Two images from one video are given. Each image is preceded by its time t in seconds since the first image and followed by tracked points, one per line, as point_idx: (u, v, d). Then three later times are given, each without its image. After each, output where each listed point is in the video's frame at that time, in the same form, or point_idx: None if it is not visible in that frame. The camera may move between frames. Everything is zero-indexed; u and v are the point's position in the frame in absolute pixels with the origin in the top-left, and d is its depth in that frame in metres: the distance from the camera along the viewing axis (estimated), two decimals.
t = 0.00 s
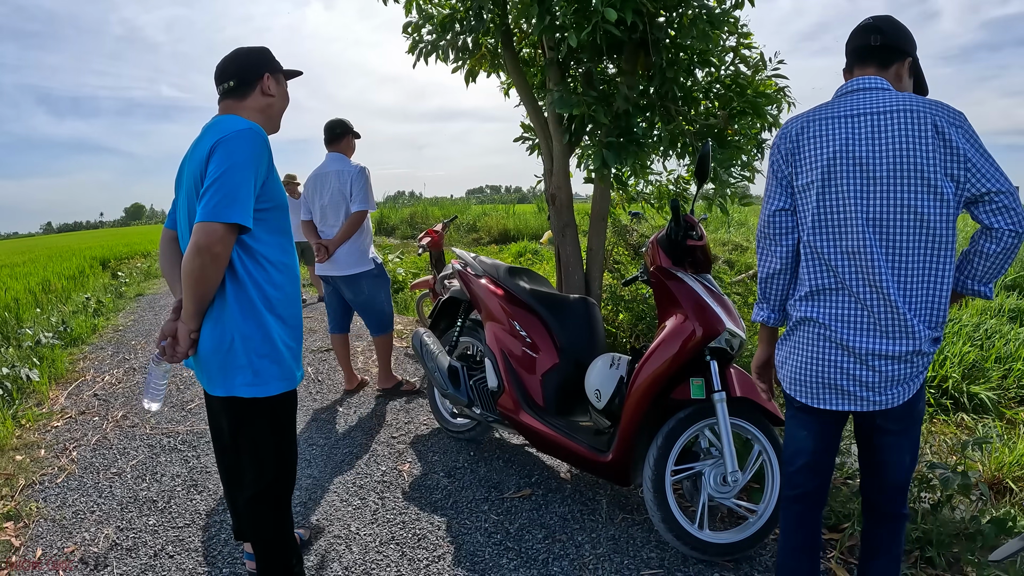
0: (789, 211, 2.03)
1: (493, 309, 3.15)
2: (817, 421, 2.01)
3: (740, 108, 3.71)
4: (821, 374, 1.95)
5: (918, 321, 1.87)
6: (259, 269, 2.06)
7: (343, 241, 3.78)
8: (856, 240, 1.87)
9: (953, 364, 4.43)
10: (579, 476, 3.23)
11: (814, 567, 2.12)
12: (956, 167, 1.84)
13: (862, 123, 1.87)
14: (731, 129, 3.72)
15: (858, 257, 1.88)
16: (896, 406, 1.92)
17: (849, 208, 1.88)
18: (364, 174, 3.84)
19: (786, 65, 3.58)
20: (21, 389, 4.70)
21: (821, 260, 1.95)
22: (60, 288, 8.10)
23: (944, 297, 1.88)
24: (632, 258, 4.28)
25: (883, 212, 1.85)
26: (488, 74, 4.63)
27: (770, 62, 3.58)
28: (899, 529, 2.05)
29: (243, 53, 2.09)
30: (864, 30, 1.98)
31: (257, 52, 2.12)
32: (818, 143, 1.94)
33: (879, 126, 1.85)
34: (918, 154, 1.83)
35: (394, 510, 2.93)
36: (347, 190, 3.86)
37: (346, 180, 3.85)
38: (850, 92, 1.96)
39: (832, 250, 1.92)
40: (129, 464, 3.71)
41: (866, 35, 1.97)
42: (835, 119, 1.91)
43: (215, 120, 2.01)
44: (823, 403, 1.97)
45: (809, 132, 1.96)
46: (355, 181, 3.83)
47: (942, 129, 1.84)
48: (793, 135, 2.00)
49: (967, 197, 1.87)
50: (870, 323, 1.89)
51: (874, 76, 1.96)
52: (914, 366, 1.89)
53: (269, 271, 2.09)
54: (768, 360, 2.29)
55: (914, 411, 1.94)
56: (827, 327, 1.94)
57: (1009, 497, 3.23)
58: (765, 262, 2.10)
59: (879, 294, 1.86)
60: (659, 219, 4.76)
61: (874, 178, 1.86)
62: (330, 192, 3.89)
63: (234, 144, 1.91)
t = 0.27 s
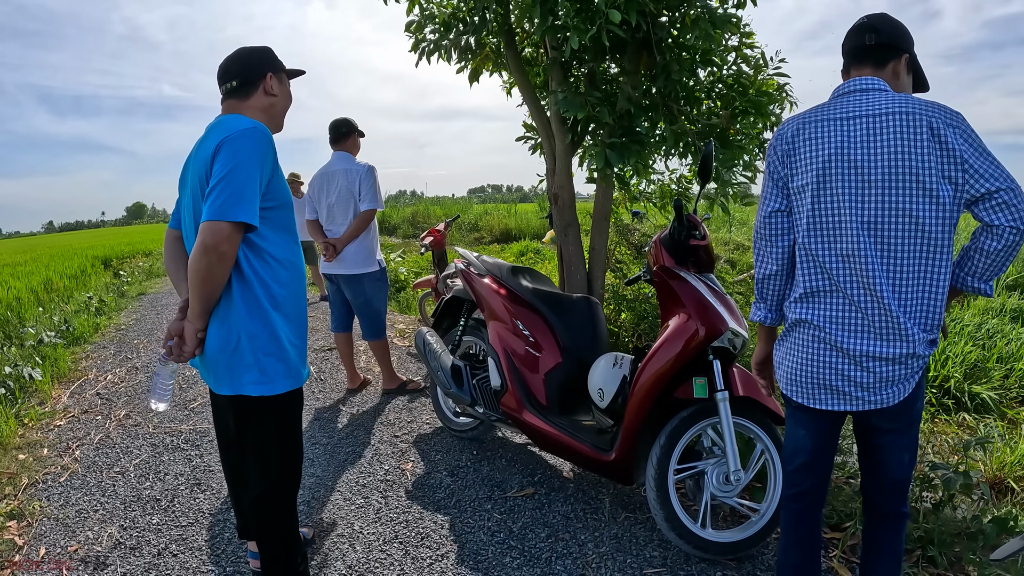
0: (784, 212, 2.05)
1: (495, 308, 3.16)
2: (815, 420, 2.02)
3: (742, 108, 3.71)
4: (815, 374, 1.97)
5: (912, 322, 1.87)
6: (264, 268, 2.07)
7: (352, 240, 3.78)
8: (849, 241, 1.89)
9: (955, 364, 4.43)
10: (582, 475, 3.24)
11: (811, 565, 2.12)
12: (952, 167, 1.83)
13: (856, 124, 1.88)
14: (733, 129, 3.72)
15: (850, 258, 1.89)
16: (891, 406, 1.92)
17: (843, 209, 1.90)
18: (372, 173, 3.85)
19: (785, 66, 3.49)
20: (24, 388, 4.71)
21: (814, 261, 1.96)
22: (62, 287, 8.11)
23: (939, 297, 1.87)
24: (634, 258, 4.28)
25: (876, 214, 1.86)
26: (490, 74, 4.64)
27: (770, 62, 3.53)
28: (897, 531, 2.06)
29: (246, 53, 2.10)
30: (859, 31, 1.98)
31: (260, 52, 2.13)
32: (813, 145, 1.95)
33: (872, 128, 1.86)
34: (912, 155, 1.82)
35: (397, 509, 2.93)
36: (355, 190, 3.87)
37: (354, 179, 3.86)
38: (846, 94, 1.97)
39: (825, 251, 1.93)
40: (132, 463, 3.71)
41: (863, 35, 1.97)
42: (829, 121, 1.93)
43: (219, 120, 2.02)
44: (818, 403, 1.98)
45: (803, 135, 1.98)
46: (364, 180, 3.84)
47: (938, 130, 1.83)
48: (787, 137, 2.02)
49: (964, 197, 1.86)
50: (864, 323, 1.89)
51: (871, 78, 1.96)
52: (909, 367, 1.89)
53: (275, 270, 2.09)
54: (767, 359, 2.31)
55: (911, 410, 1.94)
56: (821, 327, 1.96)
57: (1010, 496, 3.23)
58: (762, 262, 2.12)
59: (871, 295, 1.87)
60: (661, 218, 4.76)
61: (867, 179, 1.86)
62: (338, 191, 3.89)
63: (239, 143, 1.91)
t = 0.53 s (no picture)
0: (787, 217, 2.05)
1: (499, 307, 3.16)
2: (820, 418, 2.02)
3: (745, 108, 3.71)
4: (823, 375, 1.97)
5: (917, 321, 1.87)
6: (271, 266, 2.07)
7: (357, 239, 3.80)
8: (853, 243, 1.89)
9: (957, 364, 4.43)
10: (585, 475, 3.24)
11: (814, 563, 2.12)
12: (952, 166, 1.83)
13: (857, 127, 1.89)
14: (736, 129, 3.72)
15: (855, 259, 1.89)
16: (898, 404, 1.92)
17: (845, 212, 1.90)
18: (377, 172, 3.85)
19: (788, 65, 3.47)
20: (26, 388, 4.71)
21: (818, 264, 1.96)
22: (63, 287, 8.10)
23: (944, 295, 1.87)
24: (637, 257, 4.29)
25: (880, 215, 1.86)
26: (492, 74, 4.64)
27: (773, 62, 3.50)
28: (900, 531, 2.07)
29: (253, 52, 2.10)
30: (856, 31, 1.98)
31: (267, 51, 2.13)
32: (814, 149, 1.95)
33: (873, 130, 1.86)
34: (913, 156, 1.83)
35: (401, 508, 2.94)
36: (361, 189, 3.88)
37: (360, 178, 3.86)
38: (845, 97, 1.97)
39: (829, 254, 1.94)
40: (136, 463, 3.71)
41: (859, 36, 1.98)
42: (830, 125, 1.93)
43: (226, 119, 2.02)
44: (826, 403, 1.98)
45: (804, 139, 1.98)
46: (370, 179, 3.85)
47: (938, 129, 1.83)
48: (788, 142, 2.02)
49: (966, 195, 1.86)
50: (869, 324, 1.90)
51: (868, 79, 1.96)
52: (915, 366, 1.89)
53: (281, 269, 2.09)
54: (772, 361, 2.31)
55: (916, 409, 1.94)
56: (826, 329, 1.96)
57: (1013, 496, 3.23)
58: (767, 267, 2.12)
59: (877, 296, 1.87)
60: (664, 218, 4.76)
61: (869, 181, 1.87)
62: (344, 191, 3.89)
63: (247, 141, 1.91)
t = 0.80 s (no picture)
0: (797, 218, 2.03)
1: (502, 306, 3.15)
2: (835, 417, 2.00)
3: (747, 108, 3.71)
4: (837, 374, 1.96)
5: (930, 318, 1.87)
6: (275, 264, 2.06)
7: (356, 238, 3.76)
8: (866, 242, 1.88)
9: (959, 364, 4.43)
10: (588, 475, 3.23)
11: (822, 561, 2.12)
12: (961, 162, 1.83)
13: (866, 127, 1.88)
14: (738, 129, 3.72)
15: (868, 258, 1.88)
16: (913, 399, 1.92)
17: (857, 211, 1.89)
18: (377, 172, 3.84)
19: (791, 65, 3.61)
20: (28, 388, 4.70)
21: (831, 264, 1.95)
22: (64, 287, 8.10)
23: (956, 291, 1.87)
24: (639, 257, 4.29)
25: (892, 214, 1.85)
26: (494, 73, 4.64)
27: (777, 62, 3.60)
28: (912, 521, 2.07)
29: (259, 50, 2.09)
30: (858, 31, 1.97)
31: (273, 49, 2.12)
32: (823, 150, 1.93)
33: (882, 129, 1.86)
34: (923, 154, 1.82)
35: (404, 508, 2.93)
36: (359, 188, 3.86)
37: (359, 178, 3.85)
38: (850, 98, 1.96)
39: (841, 254, 1.92)
40: (137, 462, 3.70)
41: (861, 36, 1.97)
42: (838, 126, 1.92)
43: (230, 116, 2.01)
44: (841, 401, 1.97)
45: (812, 140, 1.96)
46: (369, 179, 3.83)
47: (946, 126, 1.83)
48: (796, 143, 2.00)
49: (975, 190, 1.86)
50: (883, 322, 1.89)
51: (872, 78, 1.96)
52: (929, 361, 1.89)
53: (286, 267, 2.09)
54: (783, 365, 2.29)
55: (929, 404, 1.94)
56: (840, 329, 1.95)
57: (1016, 496, 3.23)
58: (777, 269, 2.10)
59: (891, 294, 1.86)
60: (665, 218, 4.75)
61: (879, 180, 1.86)
62: (343, 190, 3.89)
63: (253, 138, 1.90)
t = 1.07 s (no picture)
0: (809, 218, 2.01)
1: (502, 308, 3.15)
2: (844, 416, 1.99)
3: (748, 109, 3.70)
4: (849, 375, 1.94)
5: (942, 317, 1.86)
6: (273, 266, 2.05)
7: (350, 240, 3.73)
8: (881, 241, 1.87)
9: (960, 365, 4.41)
10: (588, 476, 3.23)
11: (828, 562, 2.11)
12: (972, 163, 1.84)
13: (879, 128, 1.88)
14: (738, 130, 3.71)
15: (883, 258, 1.87)
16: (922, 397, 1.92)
17: (871, 211, 1.88)
18: (371, 173, 3.81)
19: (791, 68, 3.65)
20: (28, 388, 4.71)
21: (844, 264, 1.93)
22: (66, 287, 8.11)
23: (967, 291, 1.87)
24: (639, 258, 4.27)
25: (906, 214, 1.84)
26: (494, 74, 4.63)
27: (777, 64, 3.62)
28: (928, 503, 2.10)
29: (256, 51, 2.09)
30: (872, 37, 1.97)
31: (270, 50, 2.12)
32: (837, 150, 1.92)
33: (894, 130, 1.86)
34: (937, 155, 1.83)
35: (403, 509, 2.92)
36: (353, 190, 3.85)
37: (353, 179, 3.83)
38: (861, 101, 1.96)
39: (855, 254, 1.91)
40: (137, 463, 3.70)
41: (872, 42, 1.97)
42: (852, 127, 1.91)
43: (228, 117, 2.01)
44: (852, 401, 1.96)
45: (825, 141, 1.95)
46: (362, 180, 3.80)
47: (956, 128, 1.84)
48: (810, 143, 1.99)
49: (985, 190, 1.87)
50: (896, 321, 1.88)
51: (880, 83, 1.96)
52: (940, 361, 1.89)
53: (284, 270, 2.08)
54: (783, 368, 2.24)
55: (940, 396, 1.94)
56: (853, 330, 1.93)
57: (1016, 497, 3.22)
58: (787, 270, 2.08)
59: (905, 294, 1.85)
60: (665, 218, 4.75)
61: (892, 180, 1.86)
62: (338, 192, 3.88)
63: (251, 140, 1.90)
